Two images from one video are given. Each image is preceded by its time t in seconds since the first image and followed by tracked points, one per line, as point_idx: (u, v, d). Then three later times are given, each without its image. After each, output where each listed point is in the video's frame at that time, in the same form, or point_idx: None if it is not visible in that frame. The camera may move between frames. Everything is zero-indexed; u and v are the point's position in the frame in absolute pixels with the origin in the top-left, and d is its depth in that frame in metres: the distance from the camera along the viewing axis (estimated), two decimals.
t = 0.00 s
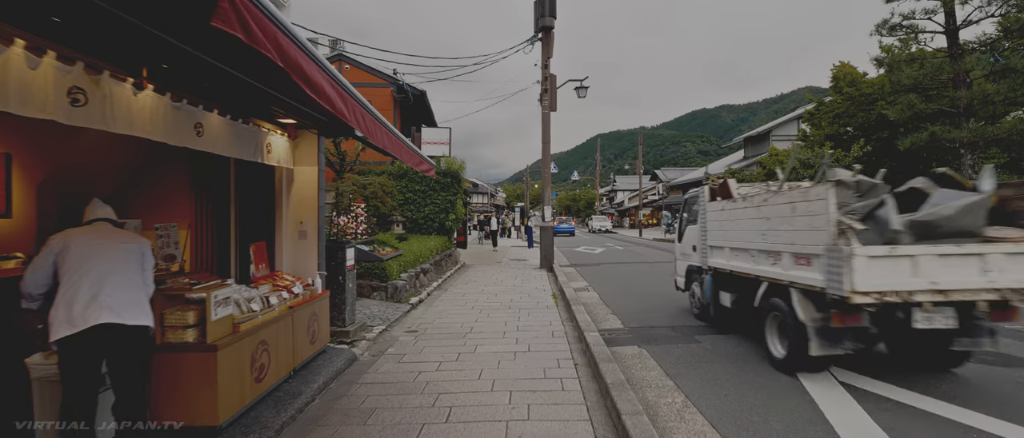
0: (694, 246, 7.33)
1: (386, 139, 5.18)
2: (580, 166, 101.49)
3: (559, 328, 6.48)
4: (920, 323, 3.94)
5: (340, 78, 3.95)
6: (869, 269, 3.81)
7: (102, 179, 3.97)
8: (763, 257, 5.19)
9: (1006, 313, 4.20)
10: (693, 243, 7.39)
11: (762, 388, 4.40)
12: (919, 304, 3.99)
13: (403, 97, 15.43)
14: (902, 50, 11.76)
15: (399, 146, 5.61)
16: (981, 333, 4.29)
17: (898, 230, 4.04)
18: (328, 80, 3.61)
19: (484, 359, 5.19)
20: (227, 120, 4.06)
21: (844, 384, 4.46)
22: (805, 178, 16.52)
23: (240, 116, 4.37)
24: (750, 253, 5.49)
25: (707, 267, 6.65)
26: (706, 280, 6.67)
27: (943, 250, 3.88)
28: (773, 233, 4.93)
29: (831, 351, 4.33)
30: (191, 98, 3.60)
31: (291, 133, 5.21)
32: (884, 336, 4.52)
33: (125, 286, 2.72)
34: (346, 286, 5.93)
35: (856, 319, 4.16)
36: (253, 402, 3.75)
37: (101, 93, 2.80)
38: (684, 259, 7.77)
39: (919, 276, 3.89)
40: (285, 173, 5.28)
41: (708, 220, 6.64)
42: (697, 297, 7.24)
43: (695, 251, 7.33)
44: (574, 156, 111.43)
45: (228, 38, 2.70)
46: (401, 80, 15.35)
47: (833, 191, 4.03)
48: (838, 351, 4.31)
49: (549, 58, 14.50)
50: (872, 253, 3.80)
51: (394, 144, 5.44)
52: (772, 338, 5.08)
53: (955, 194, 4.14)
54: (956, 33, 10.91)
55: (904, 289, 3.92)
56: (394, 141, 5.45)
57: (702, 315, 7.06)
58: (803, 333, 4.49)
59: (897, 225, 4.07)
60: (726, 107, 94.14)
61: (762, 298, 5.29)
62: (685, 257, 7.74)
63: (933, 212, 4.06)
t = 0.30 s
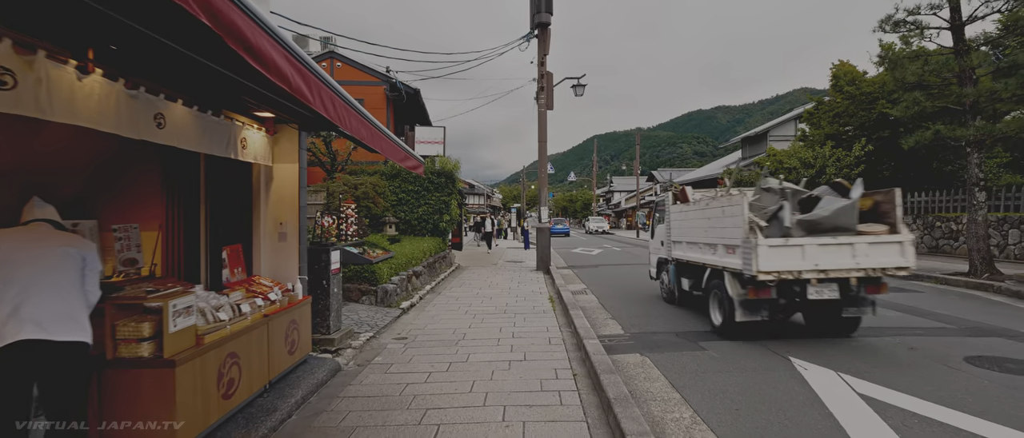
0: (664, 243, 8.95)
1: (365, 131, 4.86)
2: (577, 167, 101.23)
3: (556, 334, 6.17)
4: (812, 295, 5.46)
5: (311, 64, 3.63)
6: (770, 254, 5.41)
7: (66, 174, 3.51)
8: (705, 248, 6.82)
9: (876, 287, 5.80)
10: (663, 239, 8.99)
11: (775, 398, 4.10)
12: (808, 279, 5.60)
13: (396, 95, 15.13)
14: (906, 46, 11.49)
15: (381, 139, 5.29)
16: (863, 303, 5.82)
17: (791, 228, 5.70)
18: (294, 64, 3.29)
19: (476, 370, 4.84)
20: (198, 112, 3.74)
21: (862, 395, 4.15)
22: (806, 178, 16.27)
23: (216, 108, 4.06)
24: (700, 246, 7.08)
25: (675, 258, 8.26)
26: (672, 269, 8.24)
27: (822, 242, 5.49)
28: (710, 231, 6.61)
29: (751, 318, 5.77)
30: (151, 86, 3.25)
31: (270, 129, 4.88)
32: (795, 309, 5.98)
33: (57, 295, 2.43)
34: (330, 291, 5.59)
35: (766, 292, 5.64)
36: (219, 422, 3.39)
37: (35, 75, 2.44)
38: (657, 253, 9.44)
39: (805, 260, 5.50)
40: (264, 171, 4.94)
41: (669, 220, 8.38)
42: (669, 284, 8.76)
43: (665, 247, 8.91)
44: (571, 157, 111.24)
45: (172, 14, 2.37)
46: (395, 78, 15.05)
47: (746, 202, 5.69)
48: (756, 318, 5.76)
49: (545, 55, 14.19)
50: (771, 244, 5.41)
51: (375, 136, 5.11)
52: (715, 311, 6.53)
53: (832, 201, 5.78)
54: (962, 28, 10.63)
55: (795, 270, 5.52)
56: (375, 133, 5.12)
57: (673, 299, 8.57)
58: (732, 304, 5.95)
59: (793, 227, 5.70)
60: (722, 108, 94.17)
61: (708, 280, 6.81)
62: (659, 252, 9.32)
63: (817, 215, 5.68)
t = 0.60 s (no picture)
0: (643, 238, 10.42)
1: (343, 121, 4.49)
2: (576, 166, 100.82)
3: (557, 340, 5.84)
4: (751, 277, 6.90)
5: (279, 45, 3.29)
6: (715, 245, 6.91)
7: (31, 172, 3.19)
8: (673, 242, 8.30)
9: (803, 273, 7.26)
10: (642, 235, 10.45)
11: (794, 414, 3.78)
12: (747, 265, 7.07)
13: (392, 91, 14.80)
14: (916, 41, 11.16)
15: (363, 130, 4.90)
16: (794, 286, 7.27)
17: (734, 225, 7.23)
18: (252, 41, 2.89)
19: (471, 381, 4.50)
20: (164, 102, 3.41)
21: (889, 410, 3.84)
22: (811, 176, 15.96)
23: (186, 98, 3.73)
24: (670, 240, 8.53)
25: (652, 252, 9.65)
26: (649, 259, 9.69)
27: (757, 236, 7.01)
28: (677, 228, 8.14)
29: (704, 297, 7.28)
30: (104, 71, 2.93)
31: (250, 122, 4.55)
32: (741, 290, 7.48)
33: None
34: (317, 295, 5.27)
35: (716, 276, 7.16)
36: None
37: None
38: (639, 247, 10.87)
39: (743, 249, 7.00)
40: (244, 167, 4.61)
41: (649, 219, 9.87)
42: (648, 273, 10.21)
43: (644, 242, 10.38)
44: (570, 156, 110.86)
45: None
46: (391, 74, 14.72)
47: (699, 204, 7.21)
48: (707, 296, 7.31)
49: (545, 51, 13.85)
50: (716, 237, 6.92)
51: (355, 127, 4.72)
52: (679, 293, 8.01)
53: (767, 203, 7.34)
54: (973, 22, 10.29)
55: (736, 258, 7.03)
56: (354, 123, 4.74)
57: (650, 285, 10.03)
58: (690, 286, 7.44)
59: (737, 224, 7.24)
60: (721, 107, 93.95)
61: (675, 267, 8.25)
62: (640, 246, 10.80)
63: (756, 215, 7.20)
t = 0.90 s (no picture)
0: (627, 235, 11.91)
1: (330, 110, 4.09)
2: (575, 167, 100.46)
3: (560, 347, 5.50)
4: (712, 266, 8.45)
5: (255, 22, 2.92)
6: (682, 240, 8.48)
7: None
8: (652, 239, 9.77)
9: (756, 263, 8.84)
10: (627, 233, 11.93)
11: (823, 431, 3.44)
12: (710, 257, 8.62)
13: (389, 89, 14.48)
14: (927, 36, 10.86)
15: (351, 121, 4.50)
16: (750, 274, 8.81)
17: (698, 223, 8.80)
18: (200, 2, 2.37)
19: (469, 394, 4.16)
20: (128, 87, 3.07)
21: (927, 427, 3.49)
22: (817, 175, 15.65)
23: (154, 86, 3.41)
24: (649, 236, 10.06)
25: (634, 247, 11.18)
26: (632, 253, 11.16)
27: (718, 232, 8.58)
28: (655, 227, 9.65)
29: (675, 284, 8.77)
30: (48, 49, 2.59)
31: (228, 113, 4.21)
32: (706, 277, 9.00)
33: None
34: (304, 300, 4.94)
35: (684, 266, 8.62)
36: None
37: None
38: (623, 243, 12.38)
39: (706, 244, 8.57)
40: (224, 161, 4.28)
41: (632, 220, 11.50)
42: (631, 267, 11.65)
43: (628, 239, 11.86)
44: (570, 157, 110.56)
45: None
46: (387, 71, 14.37)
47: (670, 207, 8.81)
48: (678, 283, 8.75)
49: (545, 47, 13.55)
50: (684, 234, 8.51)
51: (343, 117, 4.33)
52: (655, 281, 9.47)
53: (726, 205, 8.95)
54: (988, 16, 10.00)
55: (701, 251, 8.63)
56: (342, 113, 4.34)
57: (634, 277, 11.47)
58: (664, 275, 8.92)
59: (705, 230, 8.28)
60: (721, 108, 93.78)
61: (653, 260, 9.71)
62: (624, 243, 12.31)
63: (717, 216, 8.77)
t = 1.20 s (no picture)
0: (618, 231, 13.53)
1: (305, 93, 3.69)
2: (576, 166, 100.00)
3: (565, 355, 5.17)
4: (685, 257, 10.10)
5: None
6: (660, 234, 10.20)
7: None
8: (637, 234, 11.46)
9: (724, 254, 10.47)
10: (618, 229, 13.57)
11: None
12: (683, 249, 10.30)
13: (388, 85, 14.15)
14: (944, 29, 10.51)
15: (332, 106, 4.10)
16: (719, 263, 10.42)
17: (673, 221, 10.51)
18: None
19: (467, 409, 3.81)
20: (86, 72, 2.74)
21: None
22: (826, 174, 15.31)
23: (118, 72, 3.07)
24: (634, 232, 11.73)
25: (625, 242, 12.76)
26: (621, 247, 12.78)
27: (689, 228, 10.28)
28: (638, 224, 11.37)
29: (655, 272, 10.40)
30: None
31: (206, 103, 3.86)
32: (681, 267, 10.60)
33: None
34: (291, 305, 4.60)
35: (662, 256, 10.30)
36: None
37: None
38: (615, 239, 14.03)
39: (680, 238, 10.25)
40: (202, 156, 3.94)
41: (623, 218, 13.10)
42: (622, 260, 13.23)
43: (618, 235, 13.49)
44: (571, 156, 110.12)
45: None
46: (386, 67, 14.06)
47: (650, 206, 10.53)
48: (658, 272, 10.37)
49: (547, 42, 13.19)
50: (661, 229, 10.22)
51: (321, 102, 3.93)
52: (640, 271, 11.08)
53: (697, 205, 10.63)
54: (1008, 8, 9.64)
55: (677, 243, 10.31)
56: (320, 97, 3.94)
57: (623, 269, 13.03)
58: (646, 265, 10.54)
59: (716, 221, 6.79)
60: (723, 106, 93.34)
61: (638, 252, 11.36)
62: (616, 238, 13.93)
63: (689, 214, 10.47)
